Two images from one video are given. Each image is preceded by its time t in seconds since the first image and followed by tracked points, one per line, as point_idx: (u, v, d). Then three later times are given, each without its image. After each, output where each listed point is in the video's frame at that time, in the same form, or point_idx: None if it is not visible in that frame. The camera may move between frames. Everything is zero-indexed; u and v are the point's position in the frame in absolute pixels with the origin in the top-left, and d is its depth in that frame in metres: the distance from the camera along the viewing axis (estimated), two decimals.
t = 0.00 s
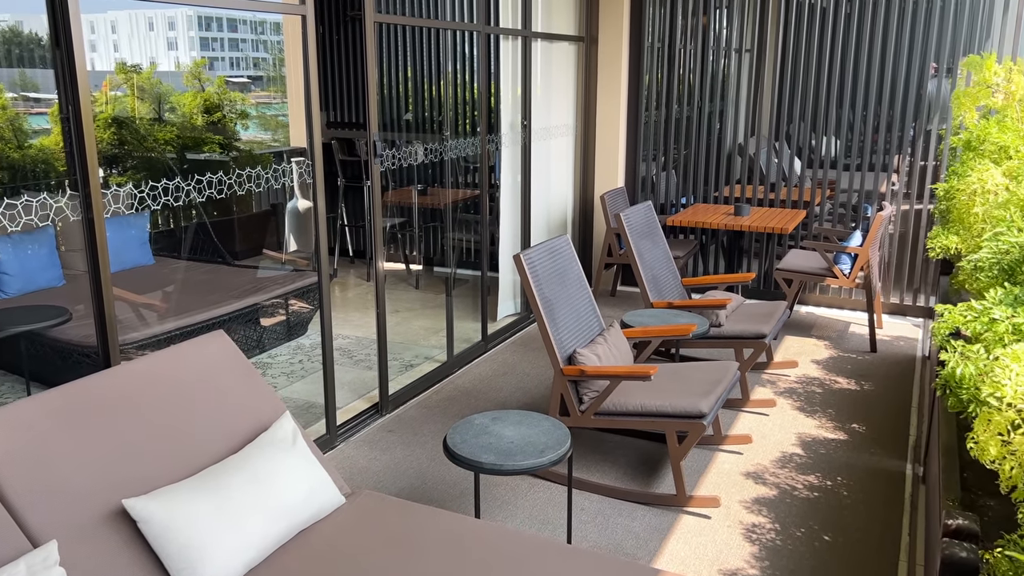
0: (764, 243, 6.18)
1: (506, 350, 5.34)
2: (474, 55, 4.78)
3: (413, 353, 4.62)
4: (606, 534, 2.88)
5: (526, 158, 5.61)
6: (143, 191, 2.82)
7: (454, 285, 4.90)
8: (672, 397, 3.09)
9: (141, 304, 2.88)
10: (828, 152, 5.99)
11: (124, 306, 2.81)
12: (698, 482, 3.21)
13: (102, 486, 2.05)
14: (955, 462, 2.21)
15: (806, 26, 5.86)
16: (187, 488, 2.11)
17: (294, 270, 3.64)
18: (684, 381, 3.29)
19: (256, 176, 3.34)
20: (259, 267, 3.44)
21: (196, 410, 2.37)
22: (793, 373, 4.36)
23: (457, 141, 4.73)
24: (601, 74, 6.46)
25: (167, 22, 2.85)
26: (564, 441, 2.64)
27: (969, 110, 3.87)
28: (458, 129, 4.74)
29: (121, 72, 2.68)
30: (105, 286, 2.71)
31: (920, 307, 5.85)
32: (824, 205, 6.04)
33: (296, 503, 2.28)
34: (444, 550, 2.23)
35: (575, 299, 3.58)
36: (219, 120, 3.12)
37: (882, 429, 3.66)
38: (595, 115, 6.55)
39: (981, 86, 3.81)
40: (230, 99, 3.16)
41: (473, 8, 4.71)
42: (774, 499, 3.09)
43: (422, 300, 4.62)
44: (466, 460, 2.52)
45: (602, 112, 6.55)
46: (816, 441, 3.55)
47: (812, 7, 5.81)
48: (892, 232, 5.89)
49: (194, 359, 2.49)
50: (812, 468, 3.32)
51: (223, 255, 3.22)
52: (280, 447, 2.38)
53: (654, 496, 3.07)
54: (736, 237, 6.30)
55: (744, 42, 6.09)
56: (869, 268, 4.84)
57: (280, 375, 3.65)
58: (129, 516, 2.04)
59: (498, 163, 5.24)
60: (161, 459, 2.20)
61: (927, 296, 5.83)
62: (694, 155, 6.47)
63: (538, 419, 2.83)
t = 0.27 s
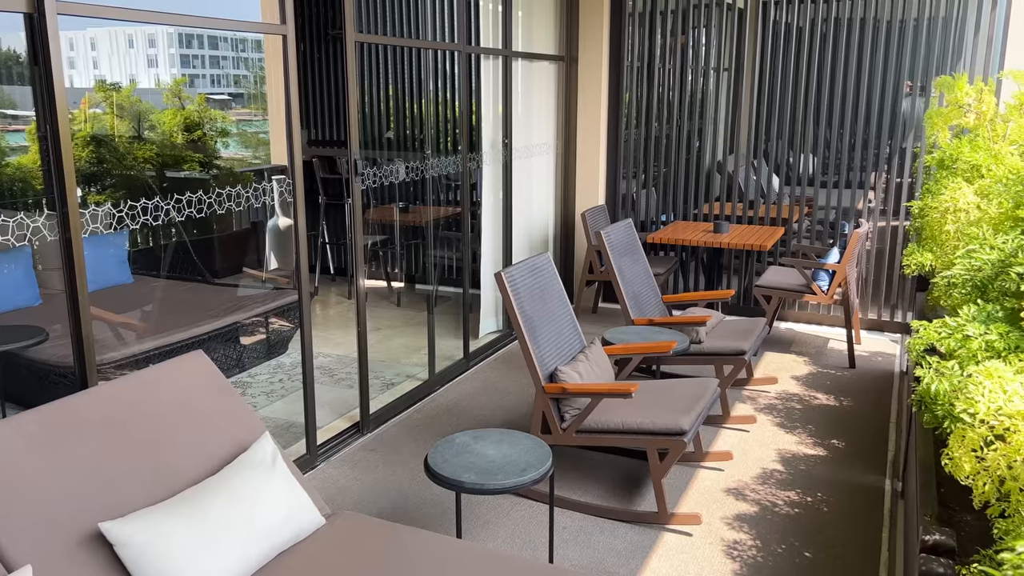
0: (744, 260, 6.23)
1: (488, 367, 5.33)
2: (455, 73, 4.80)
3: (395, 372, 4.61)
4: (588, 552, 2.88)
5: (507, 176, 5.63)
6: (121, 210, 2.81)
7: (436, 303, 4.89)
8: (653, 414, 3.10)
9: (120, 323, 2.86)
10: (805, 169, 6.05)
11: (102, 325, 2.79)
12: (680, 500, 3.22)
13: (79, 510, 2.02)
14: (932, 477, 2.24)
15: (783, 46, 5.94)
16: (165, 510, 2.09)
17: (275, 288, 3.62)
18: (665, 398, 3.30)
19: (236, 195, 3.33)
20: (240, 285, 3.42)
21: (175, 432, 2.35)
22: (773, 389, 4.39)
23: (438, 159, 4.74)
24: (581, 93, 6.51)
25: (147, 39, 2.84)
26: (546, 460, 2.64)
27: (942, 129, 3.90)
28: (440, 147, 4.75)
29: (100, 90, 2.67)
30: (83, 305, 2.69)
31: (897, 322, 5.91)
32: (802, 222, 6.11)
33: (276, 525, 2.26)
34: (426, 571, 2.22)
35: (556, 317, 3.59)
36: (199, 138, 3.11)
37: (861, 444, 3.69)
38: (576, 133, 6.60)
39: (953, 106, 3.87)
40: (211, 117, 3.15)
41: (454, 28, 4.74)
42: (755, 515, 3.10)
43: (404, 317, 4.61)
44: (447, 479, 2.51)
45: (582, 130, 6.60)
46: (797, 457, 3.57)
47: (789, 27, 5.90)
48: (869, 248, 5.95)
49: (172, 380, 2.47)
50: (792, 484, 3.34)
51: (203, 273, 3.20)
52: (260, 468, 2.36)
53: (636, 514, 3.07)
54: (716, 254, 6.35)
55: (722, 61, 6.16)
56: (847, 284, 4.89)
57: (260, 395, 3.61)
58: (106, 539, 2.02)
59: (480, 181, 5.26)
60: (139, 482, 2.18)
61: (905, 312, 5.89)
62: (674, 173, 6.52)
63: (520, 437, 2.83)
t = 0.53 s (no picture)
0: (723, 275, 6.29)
1: (470, 384, 5.31)
2: (436, 91, 4.83)
3: (375, 389, 4.59)
4: (569, 569, 2.87)
5: (487, 193, 5.65)
6: (99, 228, 2.79)
7: (417, 319, 4.89)
8: (633, 430, 3.11)
9: (96, 342, 2.83)
10: (782, 185, 6.12)
11: (78, 344, 2.76)
12: (661, 515, 3.22)
13: (53, 532, 1.99)
14: (908, 492, 2.25)
15: (759, 64, 6.02)
16: (141, 532, 2.07)
17: (254, 306, 3.60)
18: (645, 414, 3.31)
19: (215, 213, 3.31)
20: (219, 302, 3.40)
21: (152, 454, 2.33)
22: (752, 404, 4.41)
23: (418, 176, 4.75)
24: (561, 110, 6.56)
25: (126, 55, 2.84)
26: (526, 477, 2.63)
27: (914, 146, 3.98)
28: (420, 164, 4.76)
29: (78, 107, 2.66)
30: (59, 323, 2.66)
31: (875, 337, 5.97)
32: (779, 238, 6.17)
33: (254, 545, 2.24)
34: None
35: (536, 333, 3.60)
36: (178, 155, 3.10)
37: (840, 458, 3.72)
38: (556, 150, 6.64)
39: (925, 124, 3.95)
40: (190, 134, 3.14)
41: (433, 46, 4.77)
42: (735, 530, 3.11)
43: (384, 334, 4.60)
44: (427, 497, 2.50)
45: (562, 147, 6.64)
46: (776, 472, 3.59)
47: (765, 45, 5.98)
48: (846, 263, 6.02)
49: (150, 399, 2.44)
50: (772, 499, 3.35)
51: (181, 290, 3.17)
52: (238, 488, 2.34)
53: (617, 530, 3.07)
54: (695, 270, 6.40)
55: (699, 78, 6.23)
56: (824, 299, 4.94)
57: (239, 414, 3.59)
58: (80, 562, 1.99)
59: (461, 198, 5.27)
60: (114, 504, 2.15)
61: (881, 326, 5.95)
62: (653, 189, 6.57)
63: (501, 455, 2.82)
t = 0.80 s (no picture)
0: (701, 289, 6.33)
1: (449, 400, 5.30)
2: (415, 107, 4.84)
3: (355, 405, 4.56)
4: None
5: (467, 209, 5.66)
6: (74, 246, 2.77)
7: (396, 335, 4.88)
8: (612, 445, 3.11)
9: (71, 360, 2.80)
10: (759, 200, 6.18)
11: (53, 362, 2.73)
12: (641, 530, 3.23)
13: (25, 552, 1.97)
14: (885, 504, 2.27)
15: (735, 80, 6.09)
16: (115, 553, 2.04)
17: (232, 322, 3.58)
18: (624, 428, 3.32)
19: (192, 230, 3.29)
20: (197, 319, 3.37)
21: (127, 472, 2.30)
22: (731, 418, 4.44)
23: (398, 192, 4.75)
24: (540, 125, 6.59)
25: (104, 71, 2.83)
26: (506, 493, 2.63)
27: (887, 162, 4.04)
28: (400, 180, 4.77)
29: (53, 123, 2.65)
30: (33, 341, 2.63)
31: (851, 349, 6.02)
32: (756, 252, 6.23)
33: (231, 564, 2.22)
34: None
35: (516, 348, 3.60)
36: (156, 171, 3.09)
37: (818, 471, 3.74)
38: (535, 165, 6.66)
39: (897, 140, 4.02)
40: (168, 150, 3.13)
41: (413, 62, 4.78)
42: (715, 544, 3.12)
43: (364, 349, 4.58)
44: (407, 515, 2.49)
45: (541, 162, 6.67)
46: (755, 485, 3.61)
47: (741, 61, 6.05)
48: (823, 277, 6.08)
49: (126, 417, 2.42)
50: (751, 512, 3.37)
51: (158, 307, 3.15)
52: (215, 507, 2.32)
53: (597, 545, 3.07)
54: (674, 284, 6.44)
55: (677, 94, 6.29)
56: (801, 312, 4.98)
57: (217, 432, 3.54)
58: None
59: (440, 213, 5.27)
60: (88, 523, 2.12)
61: (858, 339, 6.01)
62: (633, 204, 6.62)
63: (480, 471, 2.82)
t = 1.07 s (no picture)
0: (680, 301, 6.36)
1: (429, 414, 5.28)
2: (394, 121, 4.84)
3: (333, 420, 4.53)
4: None
5: (446, 222, 5.66)
6: (48, 261, 2.74)
7: (375, 349, 4.86)
8: (592, 458, 3.12)
9: (45, 376, 2.77)
10: (735, 213, 6.24)
11: (25, 378, 2.69)
12: (620, 543, 3.23)
13: None
14: (861, 514, 2.29)
15: (712, 93, 6.16)
16: (89, 572, 2.02)
17: (209, 337, 3.55)
18: (604, 441, 3.32)
19: (168, 244, 3.27)
20: (173, 334, 3.34)
21: (102, 489, 2.28)
22: (710, 429, 4.46)
23: (376, 206, 4.74)
24: (519, 139, 6.61)
25: (79, 83, 2.81)
26: (485, 507, 2.63)
27: (860, 175, 4.10)
28: (379, 194, 4.76)
29: (27, 136, 2.63)
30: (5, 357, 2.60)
31: (828, 360, 6.07)
32: (734, 264, 6.28)
33: None
34: None
35: (495, 361, 3.60)
36: (132, 185, 3.06)
37: (795, 481, 3.77)
38: (514, 178, 6.68)
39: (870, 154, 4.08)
40: (144, 163, 3.11)
41: (390, 76, 4.79)
42: (694, 556, 3.13)
43: (342, 364, 4.56)
44: (385, 530, 2.48)
45: (520, 176, 6.68)
46: (734, 496, 3.62)
47: (717, 75, 6.12)
48: (799, 288, 6.14)
49: (101, 434, 2.40)
50: (730, 523, 3.38)
51: (134, 322, 3.12)
52: (191, 525, 2.30)
53: (577, 558, 3.06)
54: (652, 296, 6.47)
55: (654, 108, 6.34)
56: (778, 324, 5.02)
57: (194, 448, 3.50)
58: None
59: (419, 227, 5.27)
60: (60, 542, 2.09)
61: (835, 351, 6.07)
62: (611, 217, 6.66)
63: (459, 485, 2.81)
